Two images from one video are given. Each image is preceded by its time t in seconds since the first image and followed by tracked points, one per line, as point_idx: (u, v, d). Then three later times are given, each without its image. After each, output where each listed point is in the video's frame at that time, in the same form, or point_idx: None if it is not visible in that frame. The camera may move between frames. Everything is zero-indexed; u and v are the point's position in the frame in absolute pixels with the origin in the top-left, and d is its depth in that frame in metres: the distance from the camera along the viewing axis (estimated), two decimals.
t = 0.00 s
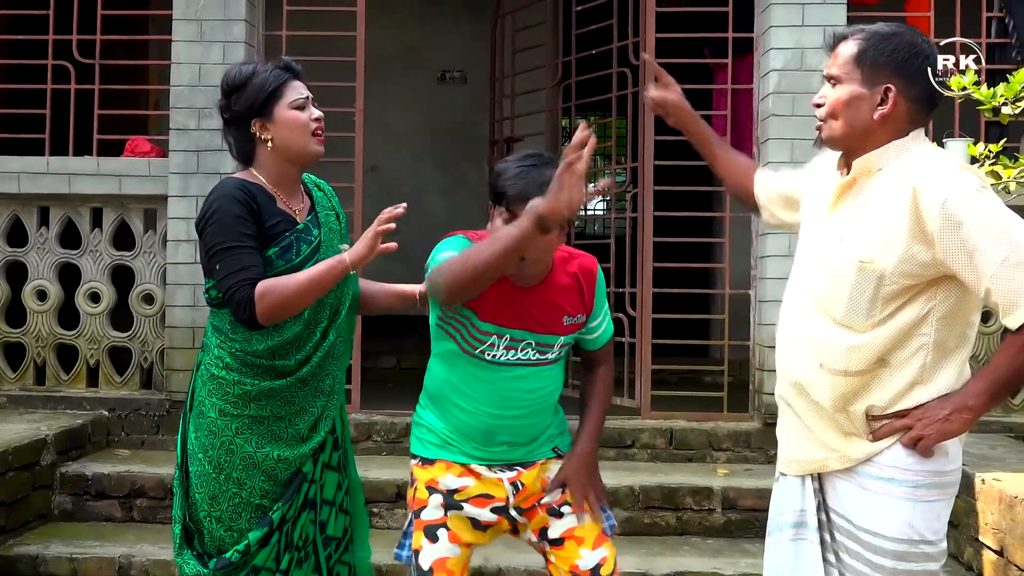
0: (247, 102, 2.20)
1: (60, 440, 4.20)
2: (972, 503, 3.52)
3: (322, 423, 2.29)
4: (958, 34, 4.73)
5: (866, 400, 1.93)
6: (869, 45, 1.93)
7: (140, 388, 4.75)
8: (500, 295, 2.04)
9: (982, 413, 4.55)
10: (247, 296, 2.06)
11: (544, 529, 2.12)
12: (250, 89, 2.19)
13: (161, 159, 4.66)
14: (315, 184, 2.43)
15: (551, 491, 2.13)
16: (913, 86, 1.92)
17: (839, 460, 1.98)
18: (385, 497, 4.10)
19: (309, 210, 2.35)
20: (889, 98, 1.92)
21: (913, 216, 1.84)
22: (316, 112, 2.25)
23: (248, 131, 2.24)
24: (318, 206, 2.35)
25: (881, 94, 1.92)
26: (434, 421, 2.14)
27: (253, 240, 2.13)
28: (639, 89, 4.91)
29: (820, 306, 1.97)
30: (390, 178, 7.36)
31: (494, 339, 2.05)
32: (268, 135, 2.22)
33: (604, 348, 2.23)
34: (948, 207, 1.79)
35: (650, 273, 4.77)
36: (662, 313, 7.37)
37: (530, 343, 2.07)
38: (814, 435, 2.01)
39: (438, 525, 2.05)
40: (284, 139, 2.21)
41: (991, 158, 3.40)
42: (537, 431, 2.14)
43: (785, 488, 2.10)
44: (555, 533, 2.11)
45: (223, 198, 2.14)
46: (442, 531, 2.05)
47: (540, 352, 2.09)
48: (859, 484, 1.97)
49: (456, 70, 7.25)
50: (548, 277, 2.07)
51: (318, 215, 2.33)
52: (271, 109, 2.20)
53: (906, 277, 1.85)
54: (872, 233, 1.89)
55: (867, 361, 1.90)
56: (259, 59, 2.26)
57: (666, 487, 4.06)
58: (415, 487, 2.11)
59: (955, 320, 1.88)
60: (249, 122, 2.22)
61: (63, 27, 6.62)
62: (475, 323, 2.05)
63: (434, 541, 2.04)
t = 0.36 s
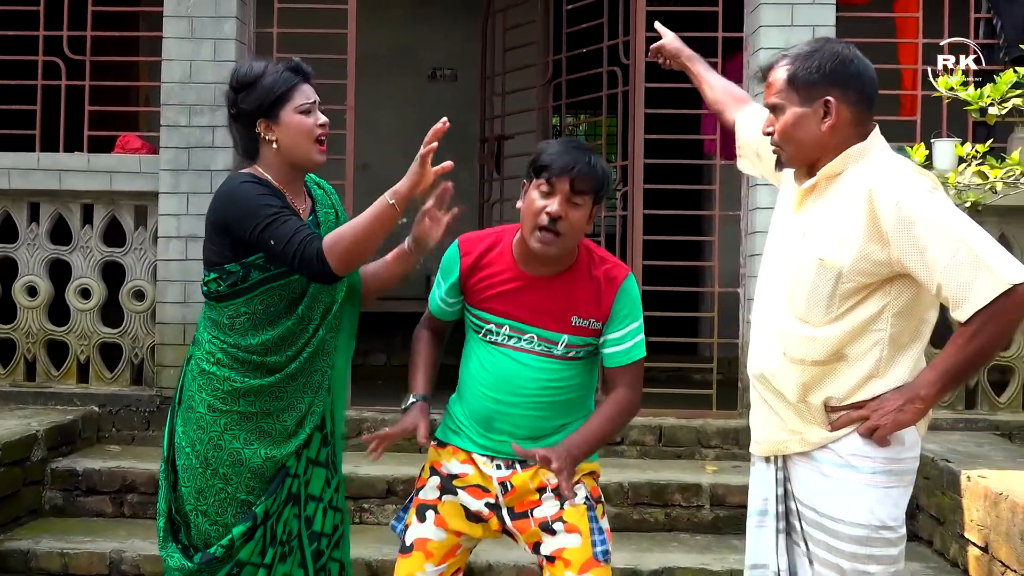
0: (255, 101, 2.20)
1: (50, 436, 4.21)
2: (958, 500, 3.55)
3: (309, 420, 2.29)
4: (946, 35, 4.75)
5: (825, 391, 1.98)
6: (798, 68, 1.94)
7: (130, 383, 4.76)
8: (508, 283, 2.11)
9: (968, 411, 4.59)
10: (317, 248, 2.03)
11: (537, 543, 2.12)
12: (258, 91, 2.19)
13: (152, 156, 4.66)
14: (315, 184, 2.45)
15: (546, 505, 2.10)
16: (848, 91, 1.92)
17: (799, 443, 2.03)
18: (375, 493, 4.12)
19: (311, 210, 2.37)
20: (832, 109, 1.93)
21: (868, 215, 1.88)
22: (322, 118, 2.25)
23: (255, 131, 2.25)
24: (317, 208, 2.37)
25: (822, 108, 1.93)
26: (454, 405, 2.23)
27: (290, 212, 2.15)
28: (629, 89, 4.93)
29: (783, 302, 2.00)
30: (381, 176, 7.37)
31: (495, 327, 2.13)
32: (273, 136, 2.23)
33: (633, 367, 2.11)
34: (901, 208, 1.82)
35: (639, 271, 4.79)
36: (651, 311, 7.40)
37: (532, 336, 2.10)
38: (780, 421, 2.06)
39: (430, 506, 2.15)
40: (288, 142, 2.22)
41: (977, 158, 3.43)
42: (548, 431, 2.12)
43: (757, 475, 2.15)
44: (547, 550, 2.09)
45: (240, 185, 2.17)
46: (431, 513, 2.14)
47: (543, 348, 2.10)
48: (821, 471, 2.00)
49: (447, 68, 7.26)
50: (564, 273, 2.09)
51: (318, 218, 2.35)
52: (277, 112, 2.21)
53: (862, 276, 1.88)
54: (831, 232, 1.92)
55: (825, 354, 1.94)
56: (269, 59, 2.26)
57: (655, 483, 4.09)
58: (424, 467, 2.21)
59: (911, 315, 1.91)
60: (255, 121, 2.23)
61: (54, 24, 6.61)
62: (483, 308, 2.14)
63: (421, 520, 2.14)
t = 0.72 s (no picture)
0: (278, 97, 2.21)
1: (52, 432, 4.21)
2: (960, 498, 3.56)
3: (332, 417, 2.30)
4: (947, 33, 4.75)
5: (807, 378, 2.00)
6: (774, 68, 1.96)
7: (132, 380, 4.77)
8: (501, 235, 2.15)
9: (969, 409, 4.60)
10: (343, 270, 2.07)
11: (539, 533, 2.17)
12: (280, 86, 2.20)
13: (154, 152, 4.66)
14: (338, 181, 2.43)
15: (549, 490, 2.16)
16: (823, 90, 1.95)
17: (787, 429, 2.04)
18: (377, 490, 4.12)
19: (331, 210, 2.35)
20: (808, 109, 1.96)
21: (840, 211, 1.90)
22: (345, 115, 2.25)
23: (276, 124, 2.26)
24: (339, 208, 2.35)
25: (797, 107, 1.96)
26: (452, 391, 2.20)
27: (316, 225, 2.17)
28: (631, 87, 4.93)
29: (765, 297, 2.03)
30: (383, 173, 7.37)
31: (497, 281, 2.15)
32: (295, 131, 2.23)
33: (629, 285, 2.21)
34: (869, 202, 1.85)
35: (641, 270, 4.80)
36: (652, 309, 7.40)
37: (534, 278, 2.16)
38: (765, 410, 2.08)
39: (435, 514, 2.15)
40: (311, 137, 2.22)
41: (979, 156, 3.44)
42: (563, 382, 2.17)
43: (744, 464, 2.16)
44: (549, 543, 2.15)
45: (268, 194, 2.16)
46: (437, 522, 2.15)
47: (547, 287, 2.16)
48: (806, 457, 2.02)
49: (449, 65, 7.26)
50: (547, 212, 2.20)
51: (340, 219, 2.32)
52: (300, 106, 2.21)
53: (838, 267, 1.91)
54: (804, 227, 1.94)
55: (806, 345, 1.96)
56: (292, 57, 2.27)
57: (656, 481, 4.10)
58: (421, 472, 2.20)
59: (886, 304, 1.94)
60: (277, 115, 2.24)
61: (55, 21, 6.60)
62: (481, 267, 2.15)
63: (428, 530, 2.15)
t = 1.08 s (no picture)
0: (252, 93, 2.19)
1: (49, 434, 4.21)
2: (957, 500, 3.57)
3: (308, 425, 2.28)
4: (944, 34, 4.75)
5: (824, 388, 1.98)
6: (808, 63, 1.95)
7: (129, 381, 4.76)
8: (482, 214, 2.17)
9: (965, 410, 4.61)
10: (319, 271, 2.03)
11: (540, 518, 2.21)
12: (256, 81, 2.19)
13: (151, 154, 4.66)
14: (315, 179, 2.44)
15: (551, 474, 2.21)
16: (849, 95, 1.95)
17: (803, 440, 2.01)
18: (374, 491, 4.12)
19: (305, 211, 2.35)
20: (830, 109, 1.95)
21: (852, 215, 1.90)
22: (318, 116, 2.25)
23: (248, 122, 2.24)
24: (314, 207, 2.35)
25: (821, 106, 1.95)
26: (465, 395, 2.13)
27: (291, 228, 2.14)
28: (629, 88, 4.93)
29: (778, 305, 2.02)
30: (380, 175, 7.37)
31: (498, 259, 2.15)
32: (267, 129, 2.23)
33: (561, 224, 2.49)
34: (881, 204, 1.85)
35: (638, 271, 4.80)
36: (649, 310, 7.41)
37: (521, 252, 2.21)
38: (778, 421, 2.05)
39: (467, 528, 2.10)
40: (283, 135, 2.21)
41: (976, 158, 3.44)
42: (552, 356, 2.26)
43: (756, 475, 2.14)
44: (551, 526, 2.20)
45: (241, 199, 2.12)
46: (468, 534, 2.10)
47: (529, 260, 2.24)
48: (825, 469, 1.98)
49: (446, 67, 7.25)
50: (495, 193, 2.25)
51: (315, 221, 2.32)
52: (275, 104, 2.20)
53: (852, 272, 1.90)
54: (815, 233, 1.94)
55: (821, 353, 1.95)
56: (266, 55, 2.27)
57: (654, 482, 4.10)
58: (440, 487, 2.12)
59: (903, 309, 1.93)
60: (251, 113, 2.22)
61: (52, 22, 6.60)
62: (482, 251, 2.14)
63: (460, 545, 2.10)
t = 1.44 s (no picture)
0: (219, 96, 2.16)
1: (50, 433, 4.21)
2: (957, 499, 3.57)
3: (298, 428, 2.28)
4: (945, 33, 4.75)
5: (836, 390, 1.97)
6: (853, 51, 1.94)
7: (129, 380, 4.76)
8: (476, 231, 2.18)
9: (965, 409, 4.61)
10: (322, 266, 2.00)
11: (537, 521, 2.23)
12: (220, 84, 2.15)
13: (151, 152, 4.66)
14: (298, 175, 2.42)
15: (543, 477, 2.23)
16: (891, 91, 1.95)
17: (810, 443, 2.01)
18: (375, 491, 4.12)
19: (295, 209, 2.33)
20: (867, 103, 1.95)
21: (881, 215, 1.87)
22: (291, 104, 2.23)
23: (224, 128, 2.21)
24: (303, 205, 2.33)
25: (859, 98, 1.95)
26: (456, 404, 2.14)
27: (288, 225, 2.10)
28: (629, 87, 4.92)
29: (795, 303, 2.00)
30: (380, 174, 7.37)
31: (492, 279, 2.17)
32: (243, 130, 2.19)
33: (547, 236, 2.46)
34: (913, 206, 1.82)
35: (638, 270, 4.80)
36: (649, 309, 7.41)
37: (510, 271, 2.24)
38: (790, 420, 2.05)
39: (468, 539, 2.11)
40: (262, 132, 2.18)
41: (977, 157, 3.44)
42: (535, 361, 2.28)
43: (764, 474, 2.14)
44: (547, 526, 2.22)
45: (233, 203, 2.09)
46: (469, 546, 2.11)
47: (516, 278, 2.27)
48: (830, 472, 1.99)
49: (446, 65, 7.25)
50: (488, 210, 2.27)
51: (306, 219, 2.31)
52: (245, 103, 2.17)
53: (876, 274, 1.88)
54: (840, 232, 1.92)
55: (838, 354, 1.94)
56: (220, 55, 2.22)
57: (654, 481, 4.10)
58: (440, 496, 2.11)
59: (921, 316, 1.91)
60: (222, 118, 2.19)
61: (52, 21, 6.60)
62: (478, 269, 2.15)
63: (462, 556, 2.10)
